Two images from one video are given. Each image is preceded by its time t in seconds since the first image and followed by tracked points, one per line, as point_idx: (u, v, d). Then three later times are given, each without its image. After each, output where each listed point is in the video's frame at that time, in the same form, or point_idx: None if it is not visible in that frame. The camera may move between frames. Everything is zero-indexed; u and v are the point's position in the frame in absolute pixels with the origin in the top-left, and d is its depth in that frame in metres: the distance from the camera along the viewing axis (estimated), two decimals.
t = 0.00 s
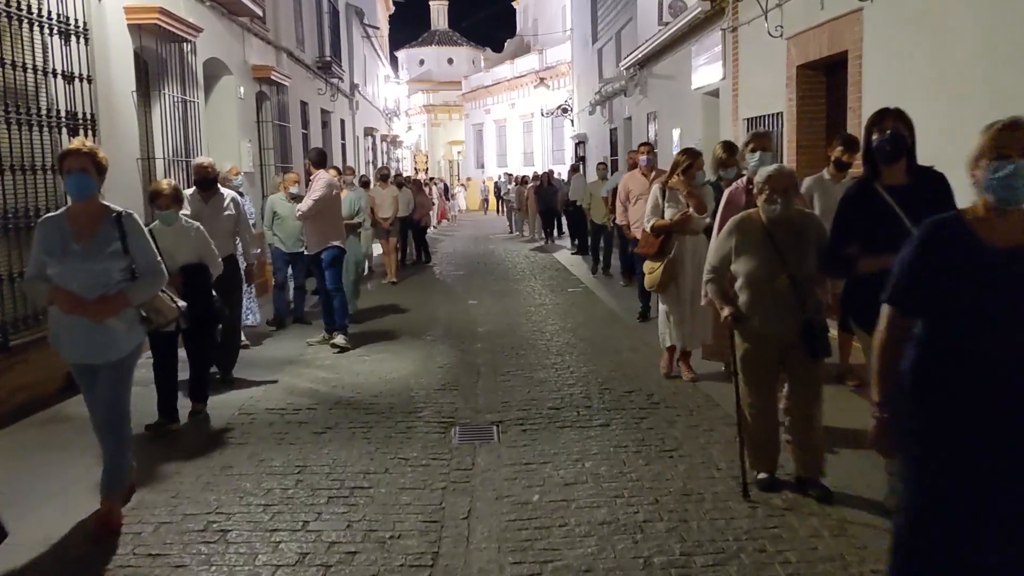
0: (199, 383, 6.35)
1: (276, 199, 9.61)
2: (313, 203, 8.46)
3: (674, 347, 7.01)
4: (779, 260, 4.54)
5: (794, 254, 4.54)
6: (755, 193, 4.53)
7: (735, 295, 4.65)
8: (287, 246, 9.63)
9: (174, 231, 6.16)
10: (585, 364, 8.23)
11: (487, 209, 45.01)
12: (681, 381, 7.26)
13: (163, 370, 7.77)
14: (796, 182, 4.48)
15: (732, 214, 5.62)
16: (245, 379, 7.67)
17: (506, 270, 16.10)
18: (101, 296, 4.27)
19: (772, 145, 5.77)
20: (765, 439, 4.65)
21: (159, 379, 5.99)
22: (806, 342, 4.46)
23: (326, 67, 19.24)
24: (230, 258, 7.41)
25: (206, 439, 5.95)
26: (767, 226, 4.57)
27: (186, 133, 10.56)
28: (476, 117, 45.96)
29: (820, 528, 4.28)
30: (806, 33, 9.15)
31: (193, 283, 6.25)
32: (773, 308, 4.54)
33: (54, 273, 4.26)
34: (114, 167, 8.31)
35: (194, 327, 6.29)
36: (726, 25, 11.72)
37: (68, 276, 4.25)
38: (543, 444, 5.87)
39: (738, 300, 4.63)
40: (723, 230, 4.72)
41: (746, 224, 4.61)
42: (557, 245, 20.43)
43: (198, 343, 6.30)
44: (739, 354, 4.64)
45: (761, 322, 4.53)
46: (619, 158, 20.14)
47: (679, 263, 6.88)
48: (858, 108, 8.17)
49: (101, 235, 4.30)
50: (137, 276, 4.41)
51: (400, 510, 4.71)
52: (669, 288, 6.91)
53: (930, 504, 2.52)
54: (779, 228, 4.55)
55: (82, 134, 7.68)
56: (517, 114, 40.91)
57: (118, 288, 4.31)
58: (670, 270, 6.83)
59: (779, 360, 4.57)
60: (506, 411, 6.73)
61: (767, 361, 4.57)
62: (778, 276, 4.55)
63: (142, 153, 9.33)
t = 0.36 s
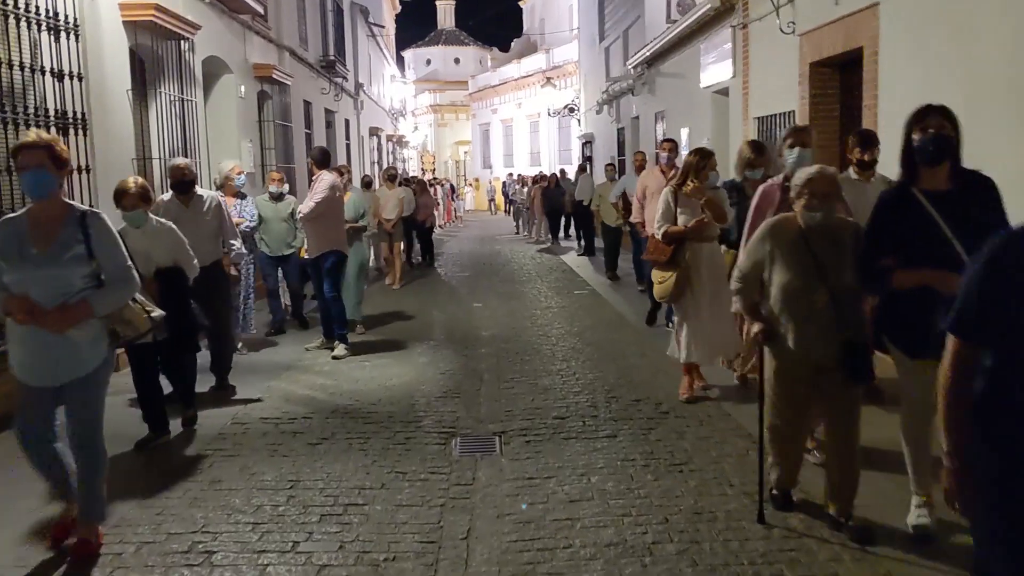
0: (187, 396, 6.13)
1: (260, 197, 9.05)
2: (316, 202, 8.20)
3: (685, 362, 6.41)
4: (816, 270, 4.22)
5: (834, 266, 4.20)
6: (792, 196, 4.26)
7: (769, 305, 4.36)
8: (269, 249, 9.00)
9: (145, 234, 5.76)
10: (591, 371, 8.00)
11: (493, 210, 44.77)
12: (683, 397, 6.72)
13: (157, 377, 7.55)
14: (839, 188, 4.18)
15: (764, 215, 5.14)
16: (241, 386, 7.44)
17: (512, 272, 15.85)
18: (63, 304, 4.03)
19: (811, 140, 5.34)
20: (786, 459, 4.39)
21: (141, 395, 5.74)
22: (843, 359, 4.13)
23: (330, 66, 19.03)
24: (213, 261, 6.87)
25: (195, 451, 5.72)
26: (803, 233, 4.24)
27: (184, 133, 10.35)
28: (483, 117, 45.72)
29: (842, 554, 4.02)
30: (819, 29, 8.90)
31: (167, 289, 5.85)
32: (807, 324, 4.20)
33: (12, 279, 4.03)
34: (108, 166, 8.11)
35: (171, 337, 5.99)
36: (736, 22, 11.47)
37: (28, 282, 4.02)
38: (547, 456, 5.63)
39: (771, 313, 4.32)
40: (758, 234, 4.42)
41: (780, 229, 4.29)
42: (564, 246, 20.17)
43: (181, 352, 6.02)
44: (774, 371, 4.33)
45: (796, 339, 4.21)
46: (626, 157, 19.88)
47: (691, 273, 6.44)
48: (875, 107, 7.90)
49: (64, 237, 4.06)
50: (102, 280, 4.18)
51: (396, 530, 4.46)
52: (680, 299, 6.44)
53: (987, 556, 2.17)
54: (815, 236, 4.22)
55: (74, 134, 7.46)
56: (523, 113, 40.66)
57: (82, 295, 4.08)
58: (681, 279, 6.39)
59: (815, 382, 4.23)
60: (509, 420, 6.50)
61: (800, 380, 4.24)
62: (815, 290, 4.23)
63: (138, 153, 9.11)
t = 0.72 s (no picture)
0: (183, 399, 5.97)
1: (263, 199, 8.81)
2: (332, 203, 7.93)
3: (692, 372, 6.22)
4: (863, 282, 3.67)
5: (884, 277, 3.66)
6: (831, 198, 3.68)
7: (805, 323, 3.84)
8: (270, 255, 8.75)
9: (125, 237, 5.33)
10: (602, 376, 7.78)
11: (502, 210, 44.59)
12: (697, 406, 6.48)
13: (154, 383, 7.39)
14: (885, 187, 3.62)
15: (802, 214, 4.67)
16: (242, 391, 7.28)
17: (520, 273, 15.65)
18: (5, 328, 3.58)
19: (852, 138, 4.75)
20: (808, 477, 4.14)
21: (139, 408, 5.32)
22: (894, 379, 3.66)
23: (338, 65, 18.89)
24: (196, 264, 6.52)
25: (192, 460, 5.55)
26: (846, 240, 3.68)
27: (187, 132, 10.18)
28: (492, 117, 45.54)
29: None
30: (835, 25, 8.66)
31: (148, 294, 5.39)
32: (848, 345, 3.70)
33: None
34: (108, 166, 7.94)
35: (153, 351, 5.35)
36: (749, 19, 11.24)
37: None
38: (556, 467, 5.42)
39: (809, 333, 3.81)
40: (793, 240, 3.86)
41: (819, 237, 3.72)
42: (574, 248, 19.97)
43: (167, 362, 5.52)
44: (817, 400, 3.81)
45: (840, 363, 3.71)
46: (636, 157, 19.66)
47: (712, 277, 6.11)
48: (893, 105, 7.67)
49: (5, 253, 3.61)
50: (53, 299, 3.73)
51: (397, 548, 4.25)
52: (703, 306, 6.09)
53: None
54: (860, 244, 3.66)
55: (69, 133, 7.26)
56: (533, 113, 40.48)
57: (26, 317, 3.64)
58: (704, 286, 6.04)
59: (864, 411, 3.71)
60: (516, 429, 6.29)
61: (846, 411, 3.72)
62: (861, 304, 3.68)
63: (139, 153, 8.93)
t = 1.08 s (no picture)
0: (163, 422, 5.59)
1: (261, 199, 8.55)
2: (335, 203, 7.69)
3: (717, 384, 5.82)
4: (904, 292, 3.29)
5: (927, 284, 3.28)
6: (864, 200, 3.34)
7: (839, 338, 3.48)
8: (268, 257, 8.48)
9: (106, 240, 4.90)
10: (612, 382, 7.54)
11: (509, 210, 44.33)
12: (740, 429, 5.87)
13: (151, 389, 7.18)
14: (924, 184, 3.27)
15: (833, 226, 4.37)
16: (241, 397, 7.06)
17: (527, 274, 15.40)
18: None
19: (886, 136, 4.51)
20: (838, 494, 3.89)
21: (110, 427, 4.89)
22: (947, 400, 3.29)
23: (343, 63, 18.67)
24: (184, 271, 6.05)
25: (187, 472, 5.33)
26: (883, 247, 3.31)
27: (187, 130, 9.95)
28: (498, 117, 45.29)
29: None
30: (852, 20, 8.41)
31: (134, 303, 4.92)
32: (889, 361, 3.33)
33: None
34: (104, 165, 7.71)
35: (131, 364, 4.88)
36: (761, 15, 10.98)
37: None
38: (566, 479, 5.17)
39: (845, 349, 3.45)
40: (823, 247, 3.47)
41: (852, 244, 3.34)
42: (581, 248, 19.72)
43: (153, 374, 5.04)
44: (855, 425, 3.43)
45: (880, 380, 3.34)
46: (645, 157, 19.40)
47: (749, 286, 5.54)
48: (914, 102, 7.40)
49: None
50: None
51: (399, 568, 4.01)
52: (736, 316, 5.53)
53: None
54: (899, 250, 3.29)
55: (61, 131, 7.02)
56: (540, 113, 40.23)
57: None
58: (738, 294, 5.50)
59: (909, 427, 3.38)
60: (524, 437, 6.05)
61: (890, 429, 3.37)
62: (904, 315, 3.30)
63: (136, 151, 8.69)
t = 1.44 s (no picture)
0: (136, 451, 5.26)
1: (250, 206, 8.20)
2: (320, 203, 6.99)
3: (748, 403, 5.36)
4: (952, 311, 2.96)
5: (981, 301, 2.95)
6: (913, 205, 3.03)
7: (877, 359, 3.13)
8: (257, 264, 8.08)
9: (80, 247, 4.55)
10: (618, 389, 7.31)
11: (508, 211, 44.13)
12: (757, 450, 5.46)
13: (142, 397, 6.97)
14: (984, 189, 2.95)
15: (857, 237, 4.11)
16: (234, 405, 6.84)
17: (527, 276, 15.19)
18: None
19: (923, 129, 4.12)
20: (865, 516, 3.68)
21: (47, 462, 4.37)
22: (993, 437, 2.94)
23: (342, 63, 18.47)
24: (164, 281, 5.69)
25: (176, 487, 5.11)
26: (931, 258, 2.99)
27: (181, 130, 9.73)
28: (498, 117, 45.09)
29: None
30: (863, 17, 8.19)
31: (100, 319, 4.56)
32: (934, 386, 2.99)
33: None
34: (94, 166, 7.50)
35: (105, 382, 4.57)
36: (768, 13, 10.76)
37: None
38: (572, 495, 4.95)
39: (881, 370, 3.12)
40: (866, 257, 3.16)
41: (895, 255, 3.03)
42: (583, 250, 19.50)
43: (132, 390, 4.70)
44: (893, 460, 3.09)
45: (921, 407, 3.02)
46: (646, 158, 19.19)
47: (773, 295, 5.19)
48: (928, 102, 7.18)
49: None
50: None
51: None
52: (758, 328, 5.16)
53: None
54: (949, 263, 2.97)
55: (49, 131, 6.81)
56: (540, 113, 40.02)
57: None
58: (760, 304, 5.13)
59: (952, 463, 3.02)
60: (528, 449, 5.83)
61: (930, 462, 3.04)
62: (948, 339, 2.98)
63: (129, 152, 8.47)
